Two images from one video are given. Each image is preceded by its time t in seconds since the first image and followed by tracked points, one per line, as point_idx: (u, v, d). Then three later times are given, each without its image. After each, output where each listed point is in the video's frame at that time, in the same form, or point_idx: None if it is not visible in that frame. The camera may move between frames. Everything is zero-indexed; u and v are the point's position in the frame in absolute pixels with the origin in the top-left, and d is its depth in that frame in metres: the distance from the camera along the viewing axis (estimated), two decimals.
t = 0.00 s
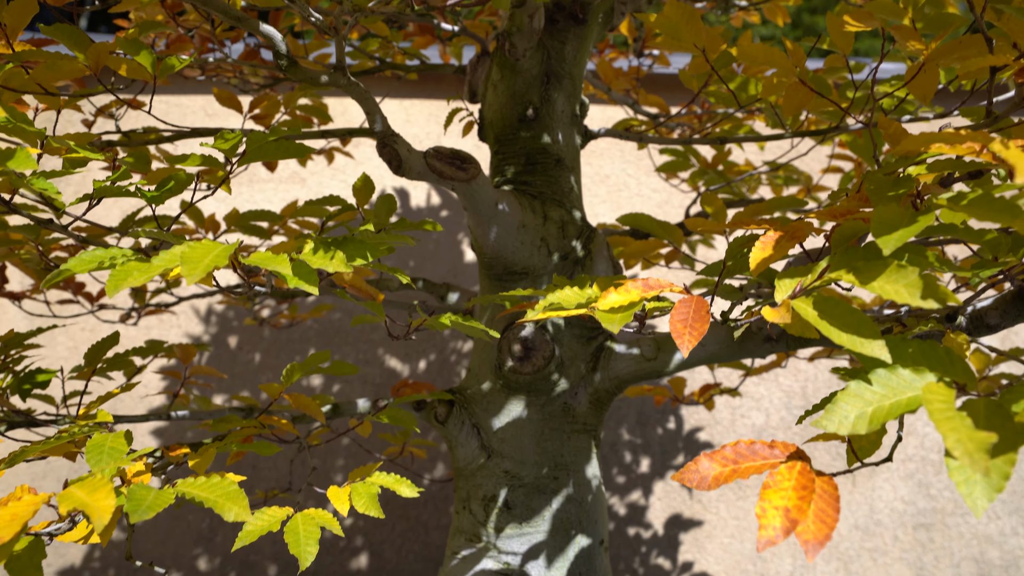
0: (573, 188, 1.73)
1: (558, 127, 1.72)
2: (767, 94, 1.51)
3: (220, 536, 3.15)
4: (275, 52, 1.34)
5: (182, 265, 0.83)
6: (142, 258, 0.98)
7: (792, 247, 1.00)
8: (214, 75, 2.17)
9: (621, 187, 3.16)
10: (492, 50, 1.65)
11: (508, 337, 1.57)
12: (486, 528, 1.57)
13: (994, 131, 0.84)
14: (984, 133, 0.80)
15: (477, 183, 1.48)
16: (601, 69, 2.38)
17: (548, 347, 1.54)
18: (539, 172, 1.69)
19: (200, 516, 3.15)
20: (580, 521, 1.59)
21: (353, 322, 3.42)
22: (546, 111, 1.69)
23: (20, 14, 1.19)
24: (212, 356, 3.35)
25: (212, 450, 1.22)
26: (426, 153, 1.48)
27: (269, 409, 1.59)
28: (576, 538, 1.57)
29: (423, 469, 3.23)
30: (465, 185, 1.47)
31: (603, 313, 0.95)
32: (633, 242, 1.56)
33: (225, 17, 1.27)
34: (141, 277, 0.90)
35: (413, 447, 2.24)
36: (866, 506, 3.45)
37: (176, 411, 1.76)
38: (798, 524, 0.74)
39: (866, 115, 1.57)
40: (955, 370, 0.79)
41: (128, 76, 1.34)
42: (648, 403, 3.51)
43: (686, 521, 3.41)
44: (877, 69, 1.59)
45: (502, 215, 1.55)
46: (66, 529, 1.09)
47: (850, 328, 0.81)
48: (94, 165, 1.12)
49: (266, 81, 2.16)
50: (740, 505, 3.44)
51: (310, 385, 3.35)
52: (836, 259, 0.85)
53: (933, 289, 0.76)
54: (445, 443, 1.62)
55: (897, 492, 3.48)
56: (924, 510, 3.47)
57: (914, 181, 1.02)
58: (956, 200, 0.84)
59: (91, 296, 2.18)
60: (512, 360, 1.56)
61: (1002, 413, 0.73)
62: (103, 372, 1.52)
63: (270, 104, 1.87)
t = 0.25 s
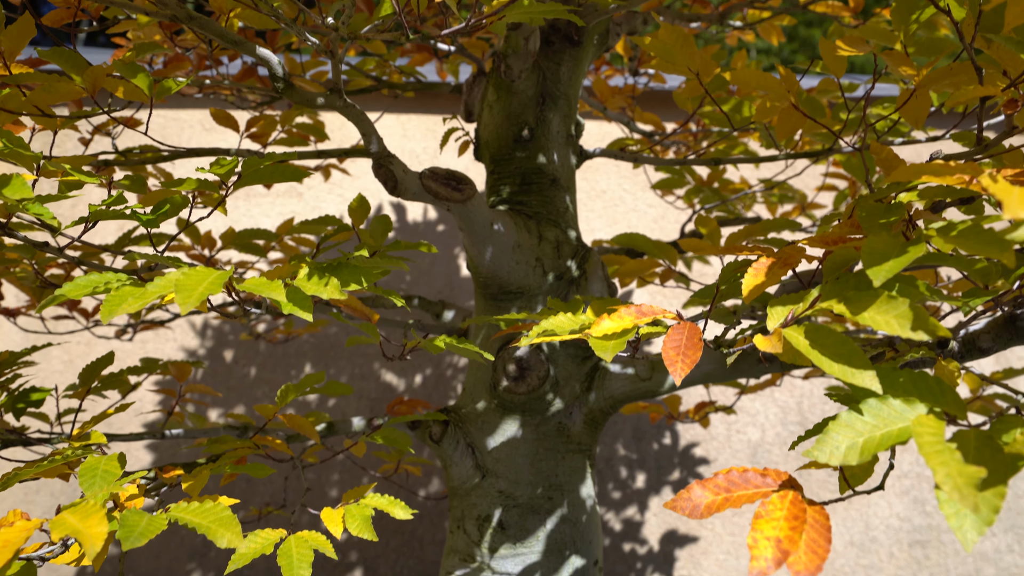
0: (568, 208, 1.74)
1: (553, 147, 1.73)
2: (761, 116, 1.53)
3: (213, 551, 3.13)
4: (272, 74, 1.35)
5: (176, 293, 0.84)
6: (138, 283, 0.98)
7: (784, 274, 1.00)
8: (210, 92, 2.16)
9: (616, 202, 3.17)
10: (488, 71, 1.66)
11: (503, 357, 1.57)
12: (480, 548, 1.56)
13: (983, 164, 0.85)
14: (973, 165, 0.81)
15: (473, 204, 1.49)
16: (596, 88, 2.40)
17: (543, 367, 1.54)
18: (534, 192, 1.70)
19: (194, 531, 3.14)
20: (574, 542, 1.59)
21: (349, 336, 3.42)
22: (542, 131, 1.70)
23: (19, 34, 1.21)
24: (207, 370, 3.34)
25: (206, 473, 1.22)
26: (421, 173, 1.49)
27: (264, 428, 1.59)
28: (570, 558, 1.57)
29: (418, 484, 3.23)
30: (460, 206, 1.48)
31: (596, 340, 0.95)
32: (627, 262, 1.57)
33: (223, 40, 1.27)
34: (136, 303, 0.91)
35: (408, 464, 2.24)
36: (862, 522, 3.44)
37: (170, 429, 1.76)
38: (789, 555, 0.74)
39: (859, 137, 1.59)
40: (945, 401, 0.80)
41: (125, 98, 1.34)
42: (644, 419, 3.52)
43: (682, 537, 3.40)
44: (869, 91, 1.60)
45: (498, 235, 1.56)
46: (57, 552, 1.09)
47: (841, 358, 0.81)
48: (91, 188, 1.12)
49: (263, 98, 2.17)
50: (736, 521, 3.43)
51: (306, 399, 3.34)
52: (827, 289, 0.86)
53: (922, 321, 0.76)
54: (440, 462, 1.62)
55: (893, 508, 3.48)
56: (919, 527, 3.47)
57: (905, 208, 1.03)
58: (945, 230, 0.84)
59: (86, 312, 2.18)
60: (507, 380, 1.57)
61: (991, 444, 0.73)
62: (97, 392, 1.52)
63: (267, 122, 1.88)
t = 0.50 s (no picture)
0: (566, 227, 1.75)
1: (551, 166, 1.74)
2: (758, 137, 1.53)
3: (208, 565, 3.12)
4: (271, 95, 1.35)
5: (173, 320, 0.84)
6: (135, 306, 0.98)
7: (781, 300, 1.00)
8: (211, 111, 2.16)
9: (614, 216, 3.18)
10: (487, 90, 1.67)
11: (500, 376, 1.57)
12: (476, 567, 1.56)
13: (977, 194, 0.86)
14: (970, 196, 0.82)
15: (471, 223, 1.49)
16: (594, 104, 2.41)
17: (540, 387, 1.54)
18: (532, 211, 1.71)
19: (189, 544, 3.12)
20: (571, 562, 1.58)
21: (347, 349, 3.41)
22: (540, 150, 1.71)
23: (20, 55, 1.22)
24: (204, 383, 3.34)
25: (202, 494, 1.22)
26: (420, 192, 1.49)
27: (260, 447, 1.58)
28: None
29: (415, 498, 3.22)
30: (458, 226, 1.48)
31: (592, 365, 0.96)
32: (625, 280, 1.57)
33: (222, 61, 1.28)
34: (133, 329, 0.90)
35: (404, 480, 2.23)
36: (859, 537, 3.44)
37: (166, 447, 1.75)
38: None
39: (855, 158, 1.60)
40: (939, 430, 0.80)
41: (124, 117, 1.35)
42: (641, 433, 3.51)
43: (679, 552, 3.39)
44: (866, 112, 1.61)
45: (495, 254, 1.56)
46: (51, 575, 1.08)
47: (836, 388, 0.81)
48: (90, 209, 1.12)
49: (262, 113, 2.17)
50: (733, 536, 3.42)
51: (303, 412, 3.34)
52: (822, 317, 0.86)
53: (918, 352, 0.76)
54: (436, 481, 1.62)
55: (891, 523, 3.47)
56: (917, 542, 3.46)
57: (901, 235, 1.03)
58: (940, 260, 0.85)
59: (83, 326, 2.18)
60: (504, 400, 1.56)
61: (986, 476, 0.73)
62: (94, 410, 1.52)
63: (266, 139, 1.88)
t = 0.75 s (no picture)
0: (563, 246, 1.76)
1: (549, 186, 1.75)
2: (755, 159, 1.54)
3: None
4: (271, 117, 1.36)
5: (173, 348, 0.84)
6: (135, 332, 0.98)
7: (778, 327, 1.01)
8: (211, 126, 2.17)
9: (612, 230, 3.18)
10: (485, 111, 1.68)
11: (498, 396, 1.57)
12: None
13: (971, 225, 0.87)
14: (965, 228, 0.82)
15: (469, 243, 1.50)
16: (593, 120, 2.42)
17: (538, 407, 1.54)
18: (530, 230, 1.71)
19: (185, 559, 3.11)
20: None
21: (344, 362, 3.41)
22: (538, 170, 1.72)
23: (22, 78, 1.23)
24: (201, 396, 3.33)
25: (199, 517, 1.22)
26: (418, 212, 1.49)
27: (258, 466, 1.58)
28: None
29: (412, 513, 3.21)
30: (457, 246, 1.49)
31: (591, 392, 0.96)
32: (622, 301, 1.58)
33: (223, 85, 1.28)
34: (133, 356, 0.91)
35: (402, 497, 2.22)
36: (857, 553, 3.44)
37: (164, 465, 1.75)
38: None
39: (852, 179, 1.61)
40: (935, 461, 0.80)
41: (125, 139, 1.35)
42: (639, 447, 3.51)
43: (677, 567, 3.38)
44: (862, 133, 1.63)
45: (494, 274, 1.56)
46: None
47: (832, 418, 0.82)
48: (92, 233, 1.13)
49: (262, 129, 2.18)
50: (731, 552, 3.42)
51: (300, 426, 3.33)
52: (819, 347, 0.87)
53: (913, 384, 0.77)
54: (433, 500, 1.62)
55: (888, 538, 3.47)
56: (915, 558, 3.46)
57: (896, 262, 1.04)
58: (934, 291, 0.85)
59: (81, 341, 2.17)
60: (502, 419, 1.56)
61: (982, 509, 0.74)
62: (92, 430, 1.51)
63: (266, 156, 1.89)
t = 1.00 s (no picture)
0: (561, 266, 1.77)
1: (548, 207, 1.76)
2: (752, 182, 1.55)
3: None
4: (271, 139, 1.37)
5: (173, 377, 0.85)
6: (134, 358, 0.99)
7: (774, 356, 1.01)
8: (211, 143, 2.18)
9: (611, 245, 3.19)
10: (484, 132, 1.69)
11: (495, 417, 1.57)
12: None
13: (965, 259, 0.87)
14: (959, 263, 0.83)
15: (468, 264, 1.51)
16: (591, 138, 2.43)
17: (536, 428, 1.55)
18: (529, 251, 1.72)
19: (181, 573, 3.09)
20: None
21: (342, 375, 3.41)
22: (537, 191, 1.73)
23: (24, 101, 1.24)
24: (199, 408, 3.32)
25: (196, 540, 1.22)
26: (417, 233, 1.50)
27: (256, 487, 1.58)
28: None
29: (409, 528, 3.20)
30: (456, 267, 1.50)
31: (588, 422, 0.96)
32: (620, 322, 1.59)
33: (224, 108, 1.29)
34: (132, 384, 0.91)
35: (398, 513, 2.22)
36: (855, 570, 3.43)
37: (161, 484, 1.74)
38: None
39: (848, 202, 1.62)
40: (929, 495, 0.81)
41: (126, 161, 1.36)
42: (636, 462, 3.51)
43: None
44: (859, 157, 1.64)
45: (492, 295, 1.57)
46: None
47: (828, 452, 0.82)
48: (92, 258, 1.13)
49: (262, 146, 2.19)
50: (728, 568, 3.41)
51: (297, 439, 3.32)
52: (814, 379, 0.87)
53: (907, 420, 0.78)
54: (430, 520, 1.62)
55: (885, 555, 3.47)
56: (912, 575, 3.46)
57: (891, 291, 1.05)
58: (929, 325, 0.86)
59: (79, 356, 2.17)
60: (500, 441, 1.57)
61: (976, 544, 0.74)
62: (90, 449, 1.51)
63: (266, 174, 1.90)
